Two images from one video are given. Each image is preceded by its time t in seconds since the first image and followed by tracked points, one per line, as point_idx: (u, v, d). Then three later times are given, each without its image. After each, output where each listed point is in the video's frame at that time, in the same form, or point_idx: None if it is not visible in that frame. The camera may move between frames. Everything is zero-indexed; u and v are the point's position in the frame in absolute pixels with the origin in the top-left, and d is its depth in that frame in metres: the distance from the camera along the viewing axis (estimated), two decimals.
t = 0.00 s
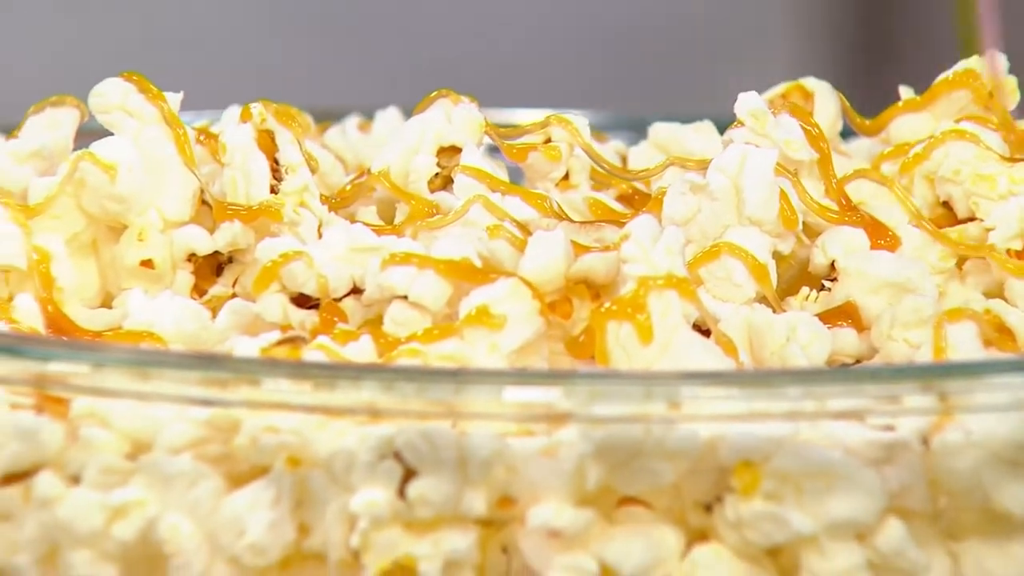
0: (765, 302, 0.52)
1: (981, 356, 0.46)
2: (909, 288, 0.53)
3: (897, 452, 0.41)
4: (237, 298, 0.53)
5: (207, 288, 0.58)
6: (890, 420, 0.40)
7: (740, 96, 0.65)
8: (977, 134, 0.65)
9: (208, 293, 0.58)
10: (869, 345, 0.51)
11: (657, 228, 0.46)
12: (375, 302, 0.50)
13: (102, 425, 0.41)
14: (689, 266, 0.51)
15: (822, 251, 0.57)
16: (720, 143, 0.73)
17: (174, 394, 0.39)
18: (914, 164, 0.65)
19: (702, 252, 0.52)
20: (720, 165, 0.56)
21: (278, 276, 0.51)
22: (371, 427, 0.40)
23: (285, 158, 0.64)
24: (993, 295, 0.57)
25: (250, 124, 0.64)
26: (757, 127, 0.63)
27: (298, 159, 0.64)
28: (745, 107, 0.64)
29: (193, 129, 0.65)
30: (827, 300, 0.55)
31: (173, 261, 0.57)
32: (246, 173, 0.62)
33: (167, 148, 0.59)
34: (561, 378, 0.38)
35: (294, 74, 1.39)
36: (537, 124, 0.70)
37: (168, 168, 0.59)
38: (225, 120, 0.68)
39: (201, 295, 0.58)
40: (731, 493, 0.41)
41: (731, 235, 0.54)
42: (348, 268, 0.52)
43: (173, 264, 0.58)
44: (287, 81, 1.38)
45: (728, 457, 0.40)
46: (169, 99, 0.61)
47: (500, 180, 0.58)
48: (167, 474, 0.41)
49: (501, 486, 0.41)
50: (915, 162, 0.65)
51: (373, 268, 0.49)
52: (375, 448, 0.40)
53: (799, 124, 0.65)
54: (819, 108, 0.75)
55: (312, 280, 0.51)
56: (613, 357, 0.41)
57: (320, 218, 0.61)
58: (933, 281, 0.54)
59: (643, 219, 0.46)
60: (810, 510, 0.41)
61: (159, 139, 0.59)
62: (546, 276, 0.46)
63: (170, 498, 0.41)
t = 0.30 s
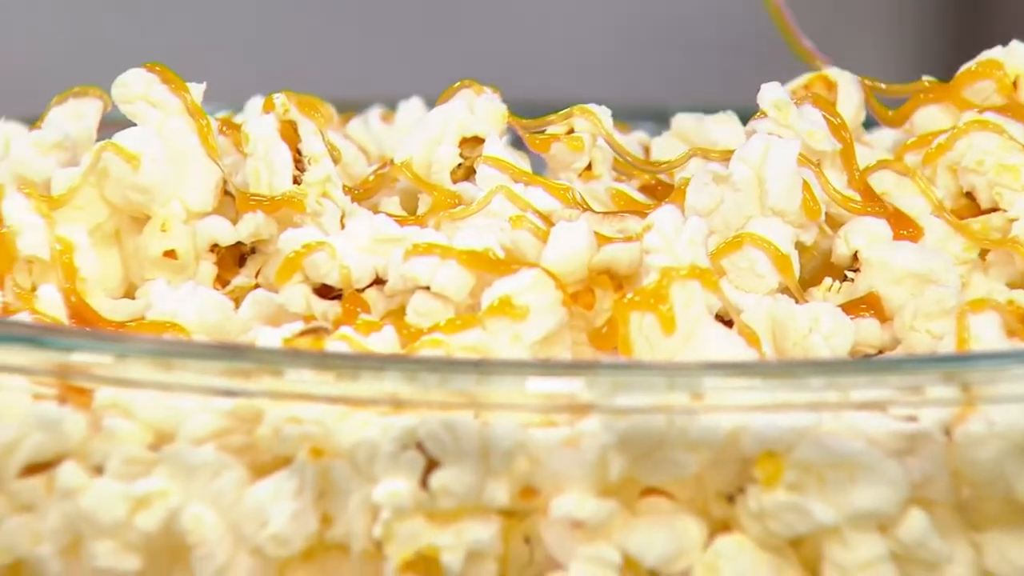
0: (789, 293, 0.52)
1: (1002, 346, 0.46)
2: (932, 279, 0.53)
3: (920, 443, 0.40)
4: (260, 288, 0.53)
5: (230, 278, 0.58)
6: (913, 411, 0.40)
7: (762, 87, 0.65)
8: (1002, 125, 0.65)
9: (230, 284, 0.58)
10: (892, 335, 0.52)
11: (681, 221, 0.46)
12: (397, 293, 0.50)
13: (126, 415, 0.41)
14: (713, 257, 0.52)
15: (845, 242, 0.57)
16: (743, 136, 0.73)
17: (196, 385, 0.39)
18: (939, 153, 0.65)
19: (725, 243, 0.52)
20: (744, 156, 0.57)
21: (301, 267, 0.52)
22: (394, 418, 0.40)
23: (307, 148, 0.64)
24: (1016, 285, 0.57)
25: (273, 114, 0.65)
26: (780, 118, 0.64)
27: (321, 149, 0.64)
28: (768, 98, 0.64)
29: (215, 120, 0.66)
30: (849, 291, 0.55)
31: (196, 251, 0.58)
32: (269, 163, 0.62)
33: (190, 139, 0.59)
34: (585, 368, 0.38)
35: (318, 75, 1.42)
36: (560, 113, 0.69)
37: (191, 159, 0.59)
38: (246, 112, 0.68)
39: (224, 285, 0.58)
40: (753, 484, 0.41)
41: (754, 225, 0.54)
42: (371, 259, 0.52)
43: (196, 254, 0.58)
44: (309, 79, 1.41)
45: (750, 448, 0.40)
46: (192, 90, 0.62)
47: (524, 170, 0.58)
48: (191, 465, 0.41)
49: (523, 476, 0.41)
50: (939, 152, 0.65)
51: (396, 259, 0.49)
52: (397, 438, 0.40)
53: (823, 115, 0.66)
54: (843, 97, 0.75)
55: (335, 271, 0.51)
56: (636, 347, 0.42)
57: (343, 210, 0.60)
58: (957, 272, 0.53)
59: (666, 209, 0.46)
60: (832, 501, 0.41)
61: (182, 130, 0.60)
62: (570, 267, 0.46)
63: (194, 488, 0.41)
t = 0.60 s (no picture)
0: (813, 286, 0.53)
1: None
2: (957, 271, 0.53)
3: (945, 436, 0.40)
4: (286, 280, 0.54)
5: (255, 271, 0.58)
6: (937, 403, 0.40)
7: (788, 78, 0.66)
8: None
9: (254, 276, 0.58)
10: (917, 328, 0.51)
11: (705, 213, 0.47)
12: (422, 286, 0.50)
13: (150, 407, 0.41)
14: (738, 249, 0.52)
15: (869, 234, 0.57)
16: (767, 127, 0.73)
17: (221, 377, 0.40)
18: (965, 146, 0.65)
19: (750, 235, 0.52)
20: (768, 149, 0.57)
21: (325, 259, 0.52)
22: (418, 411, 0.40)
23: (332, 141, 0.63)
24: None
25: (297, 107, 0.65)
26: (804, 110, 0.65)
27: (345, 141, 0.63)
28: (792, 90, 0.66)
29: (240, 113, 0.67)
30: (875, 283, 0.55)
31: (221, 243, 0.58)
32: (294, 155, 0.62)
33: (215, 129, 0.60)
34: (610, 361, 0.38)
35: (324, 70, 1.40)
36: (585, 106, 0.69)
37: (215, 150, 0.59)
38: (271, 106, 0.69)
39: (248, 278, 0.58)
40: (778, 476, 0.41)
41: (779, 218, 0.54)
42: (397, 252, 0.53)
43: (220, 246, 0.58)
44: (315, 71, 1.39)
45: (774, 441, 0.40)
46: (216, 82, 0.62)
47: (548, 163, 0.58)
48: (215, 456, 0.41)
49: (547, 469, 0.41)
50: (965, 145, 0.65)
51: (420, 251, 0.49)
52: (421, 430, 0.40)
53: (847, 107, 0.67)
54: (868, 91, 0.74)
55: (360, 264, 0.52)
56: (662, 340, 0.42)
57: (366, 201, 0.61)
58: (982, 266, 0.54)
59: (690, 202, 0.48)
60: (857, 494, 0.41)
61: (207, 121, 0.60)
62: (594, 260, 0.47)
63: (219, 480, 0.41)
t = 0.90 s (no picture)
0: (836, 279, 0.52)
1: None
2: (980, 265, 0.52)
3: (968, 429, 0.40)
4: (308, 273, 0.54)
5: (277, 264, 0.59)
6: (961, 396, 0.40)
7: (810, 71, 0.66)
8: None
9: (277, 269, 0.58)
10: (940, 321, 0.52)
11: (729, 205, 0.47)
12: (444, 279, 0.51)
13: (172, 400, 0.41)
14: (760, 242, 0.52)
15: (891, 228, 0.57)
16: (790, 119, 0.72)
17: (243, 371, 0.40)
18: (987, 139, 0.64)
19: (771, 228, 0.53)
20: (790, 141, 0.57)
21: (348, 252, 0.53)
22: (440, 404, 0.40)
23: (354, 134, 0.64)
24: None
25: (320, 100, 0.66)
26: (828, 102, 0.65)
27: (368, 135, 0.64)
28: (815, 83, 0.65)
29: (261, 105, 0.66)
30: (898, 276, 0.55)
31: (243, 237, 0.58)
32: (316, 149, 0.63)
33: (237, 122, 0.60)
34: (631, 354, 0.38)
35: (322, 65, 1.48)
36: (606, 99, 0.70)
37: (237, 143, 0.59)
38: (294, 98, 0.69)
39: (271, 271, 0.59)
40: (800, 469, 0.41)
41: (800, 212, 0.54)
42: (418, 245, 0.54)
43: (242, 239, 0.58)
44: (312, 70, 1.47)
45: (797, 434, 0.40)
46: (238, 75, 0.62)
47: (570, 156, 0.59)
48: (238, 450, 0.41)
49: (570, 461, 0.41)
50: (987, 138, 0.64)
51: (442, 245, 0.51)
52: (443, 423, 0.40)
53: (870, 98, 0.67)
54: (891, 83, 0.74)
55: (382, 256, 0.53)
56: (683, 333, 0.43)
57: (389, 193, 0.62)
58: (1004, 258, 0.53)
59: (713, 195, 0.47)
60: (879, 489, 0.41)
61: (229, 114, 0.60)
62: (616, 253, 0.48)
63: (241, 473, 0.41)
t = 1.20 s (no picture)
0: (852, 271, 0.53)
1: None
2: (996, 257, 0.53)
3: (985, 421, 0.41)
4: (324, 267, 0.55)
5: (294, 257, 0.60)
6: (977, 389, 0.40)
7: (827, 64, 0.68)
8: None
9: (293, 262, 0.59)
10: (956, 313, 0.52)
11: (744, 198, 0.48)
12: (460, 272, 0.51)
13: (189, 393, 0.41)
14: (776, 235, 0.52)
15: (908, 220, 0.58)
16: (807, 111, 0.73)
17: (258, 363, 0.40)
18: (1005, 130, 0.64)
19: (788, 221, 0.52)
20: (807, 134, 0.57)
21: (365, 245, 0.54)
22: (456, 396, 0.40)
23: (371, 126, 0.64)
24: None
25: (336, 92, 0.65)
26: (844, 95, 0.66)
27: (384, 127, 0.64)
28: (832, 76, 0.67)
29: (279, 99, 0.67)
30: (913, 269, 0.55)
31: (259, 229, 0.59)
32: (332, 140, 0.62)
33: (253, 117, 0.61)
34: (648, 347, 0.38)
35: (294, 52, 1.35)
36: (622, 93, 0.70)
37: (253, 137, 0.60)
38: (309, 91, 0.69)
39: (287, 264, 0.60)
40: (816, 462, 0.41)
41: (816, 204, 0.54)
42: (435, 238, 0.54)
43: (259, 233, 0.59)
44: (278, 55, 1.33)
45: (812, 426, 0.40)
46: (256, 68, 0.63)
47: (586, 149, 0.59)
48: (255, 441, 0.41)
49: (586, 454, 0.41)
50: (1004, 130, 0.64)
51: (459, 238, 0.51)
52: (459, 416, 0.40)
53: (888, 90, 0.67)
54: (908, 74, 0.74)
55: (399, 250, 0.53)
56: (700, 326, 0.44)
57: (405, 186, 0.62)
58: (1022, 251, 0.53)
59: (729, 188, 0.48)
60: (895, 481, 0.40)
61: (246, 108, 0.61)
62: (634, 244, 0.47)
63: (258, 465, 0.41)
